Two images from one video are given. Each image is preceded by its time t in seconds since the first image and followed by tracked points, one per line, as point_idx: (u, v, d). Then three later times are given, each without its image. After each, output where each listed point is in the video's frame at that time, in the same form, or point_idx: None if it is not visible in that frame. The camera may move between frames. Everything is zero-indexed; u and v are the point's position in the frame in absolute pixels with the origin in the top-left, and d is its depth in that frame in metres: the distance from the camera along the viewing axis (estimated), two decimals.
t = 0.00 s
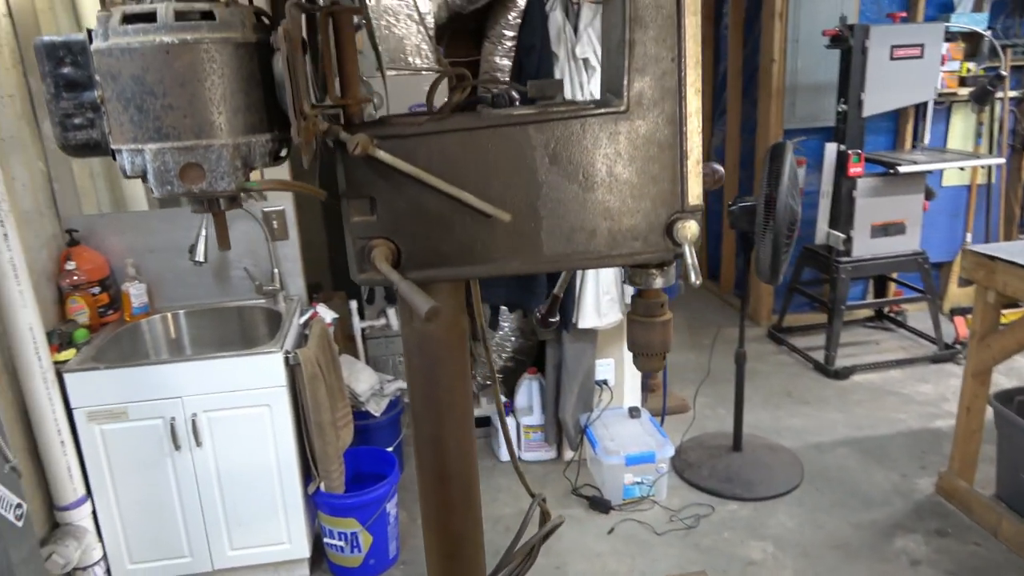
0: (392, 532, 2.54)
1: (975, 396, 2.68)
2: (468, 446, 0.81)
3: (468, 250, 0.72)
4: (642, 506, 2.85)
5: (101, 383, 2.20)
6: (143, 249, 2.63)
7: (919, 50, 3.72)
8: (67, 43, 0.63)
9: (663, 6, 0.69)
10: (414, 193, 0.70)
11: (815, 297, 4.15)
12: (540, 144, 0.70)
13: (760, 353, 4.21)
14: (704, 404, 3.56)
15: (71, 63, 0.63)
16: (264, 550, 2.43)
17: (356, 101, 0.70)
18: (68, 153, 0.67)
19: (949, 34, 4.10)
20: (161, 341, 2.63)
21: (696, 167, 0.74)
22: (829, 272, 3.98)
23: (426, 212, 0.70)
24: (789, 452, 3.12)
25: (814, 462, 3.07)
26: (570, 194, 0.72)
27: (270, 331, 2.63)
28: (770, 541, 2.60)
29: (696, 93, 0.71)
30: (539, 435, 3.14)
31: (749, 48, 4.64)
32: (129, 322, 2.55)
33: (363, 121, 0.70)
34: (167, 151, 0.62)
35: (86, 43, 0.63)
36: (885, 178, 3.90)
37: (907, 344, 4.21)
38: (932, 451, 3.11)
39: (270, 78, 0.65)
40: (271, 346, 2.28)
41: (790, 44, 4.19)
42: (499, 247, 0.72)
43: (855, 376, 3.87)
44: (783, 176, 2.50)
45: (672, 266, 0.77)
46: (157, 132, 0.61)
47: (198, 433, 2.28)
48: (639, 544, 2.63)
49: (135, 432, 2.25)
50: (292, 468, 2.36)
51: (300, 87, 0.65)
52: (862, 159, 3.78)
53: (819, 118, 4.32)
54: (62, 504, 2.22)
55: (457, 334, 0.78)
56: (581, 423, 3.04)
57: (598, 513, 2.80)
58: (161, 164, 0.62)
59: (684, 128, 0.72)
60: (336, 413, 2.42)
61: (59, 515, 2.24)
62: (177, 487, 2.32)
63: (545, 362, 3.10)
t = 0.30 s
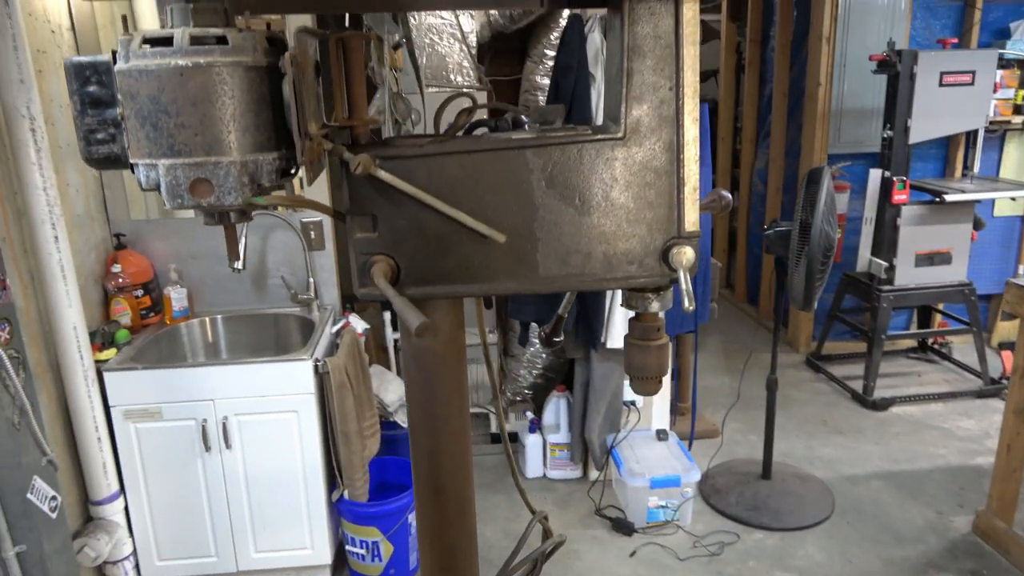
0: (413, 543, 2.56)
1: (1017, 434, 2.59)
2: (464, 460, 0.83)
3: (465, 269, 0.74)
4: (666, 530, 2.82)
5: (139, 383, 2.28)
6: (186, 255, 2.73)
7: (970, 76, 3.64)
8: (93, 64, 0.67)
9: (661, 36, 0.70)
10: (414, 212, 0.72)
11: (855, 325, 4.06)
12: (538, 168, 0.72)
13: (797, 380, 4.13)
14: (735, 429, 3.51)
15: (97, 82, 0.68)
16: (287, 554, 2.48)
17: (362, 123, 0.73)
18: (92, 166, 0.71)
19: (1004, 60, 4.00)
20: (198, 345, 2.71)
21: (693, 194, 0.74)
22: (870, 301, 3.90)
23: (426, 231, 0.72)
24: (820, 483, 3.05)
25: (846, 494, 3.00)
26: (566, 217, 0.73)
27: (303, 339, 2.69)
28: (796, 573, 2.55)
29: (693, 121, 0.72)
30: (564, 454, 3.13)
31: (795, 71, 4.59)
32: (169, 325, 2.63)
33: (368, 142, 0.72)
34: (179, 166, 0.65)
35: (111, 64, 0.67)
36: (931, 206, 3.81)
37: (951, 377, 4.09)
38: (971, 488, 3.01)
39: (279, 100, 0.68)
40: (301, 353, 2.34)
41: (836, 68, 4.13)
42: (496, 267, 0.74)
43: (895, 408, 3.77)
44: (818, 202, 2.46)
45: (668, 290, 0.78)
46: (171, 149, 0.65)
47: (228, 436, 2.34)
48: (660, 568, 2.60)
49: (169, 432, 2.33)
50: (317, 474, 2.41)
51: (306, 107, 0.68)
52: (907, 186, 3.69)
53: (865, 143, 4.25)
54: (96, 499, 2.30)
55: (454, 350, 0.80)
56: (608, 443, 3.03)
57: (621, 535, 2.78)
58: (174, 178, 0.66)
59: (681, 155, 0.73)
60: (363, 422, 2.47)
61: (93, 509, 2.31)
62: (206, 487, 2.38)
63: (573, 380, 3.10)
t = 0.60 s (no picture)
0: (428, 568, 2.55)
1: None
2: (458, 488, 0.82)
3: (459, 297, 0.74)
4: (687, 564, 2.75)
5: (162, 398, 2.32)
6: (214, 273, 2.78)
7: (1008, 106, 3.57)
8: (104, 91, 0.69)
9: (658, 69, 0.70)
10: (411, 239, 0.73)
11: (888, 358, 3.96)
12: (533, 198, 0.72)
13: (827, 414, 4.05)
14: (761, 462, 3.44)
15: (106, 109, 0.70)
16: (303, 574, 2.49)
17: (363, 150, 0.74)
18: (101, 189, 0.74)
19: None
20: (224, 363, 2.75)
21: (690, 226, 0.74)
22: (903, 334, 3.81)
23: (421, 258, 0.73)
24: (847, 520, 2.97)
25: (874, 532, 2.91)
26: (561, 247, 0.73)
27: (326, 359, 2.71)
28: None
29: (691, 153, 0.72)
30: (584, 482, 3.11)
31: (828, 100, 4.53)
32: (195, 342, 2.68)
33: (368, 169, 0.74)
34: (179, 192, 0.67)
35: (120, 92, 0.69)
36: (967, 238, 3.72)
37: (988, 414, 3.96)
38: (1006, 531, 2.90)
39: (279, 127, 0.70)
40: (321, 374, 2.36)
41: (870, 96, 4.07)
42: (490, 295, 0.74)
43: (928, 445, 3.67)
44: (846, 232, 2.43)
45: (666, 322, 0.78)
46: (172, 175, 0.66)
47: (248, 453, 2.36)
48: None
49: (190, 447, 2.36)
50: (334, 495, 2.42)
51: (305, 136, 0.69)
52: (942, 217, 3.63)
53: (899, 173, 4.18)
54: (117, 512, 2.34)
55: (450, 378, 0.80)
56: (628, 473, 2.99)
57: (640, 567, 2.73)
58: (174, 203, 0.67)
59: (678, 186, 0.73)
60: (382, 444, 2.47)
61: (114, 522, 2.35)
62: (224, 504, 2.41)
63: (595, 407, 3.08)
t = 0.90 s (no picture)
0: None
1: None
2: (438, 550, 0.80)
3: (441, 355, 0.74)
4: None
5: (174, 441, 2.32)
6: (231, 317, 2.82)
7: None
8: (97, 148, 0.71)
9: (640, 132, 0.71)
10: (392, 297, 0.73)
11: (915, 416, 3.85)
12: (515, 258, 0.72)
13: (852, 472, 3.93)
14: (782, 521, 3.34)
15: (99, 165, 0.71)
16: None
17: (350, 209, 0.77)
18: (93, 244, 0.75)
19: None
20: (238, 406, 2.76)
21: (674, 288, 0.73)
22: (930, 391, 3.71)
23: (403, 317, 0.73)
24: None
25: None
26: (542, 308, 0.73)
27: (339, 405, 2.71)
28: None
29: (674, 214, 0.72)
30: (598, 537, 3.06)
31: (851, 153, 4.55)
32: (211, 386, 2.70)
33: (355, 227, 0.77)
34: (163, 248, 0.68)
35: (113, 149, 0.71)
36: (995, 293, 3.64)
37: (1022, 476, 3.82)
38: None
39: (265, 186, 0.71)
40: (332, 421, 2.36)
41: (893, 149, 4.05)
42: (471, 355, 0.73)
43: (957, 507, 3.53)
44: (864, 286, 2.40)
45: (650, 384, 0.77)
46: (157, 231, 0.68)
47: (257, 499, 2.35)
48: None
49: (199, 492, 2.36)
50: (341, 544, 2.39)
51: (290, 195, 0.70)
52: (968, 272, 3.58)
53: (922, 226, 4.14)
54: (125, 556, 2.33)
55: (432, 437, 0.79)
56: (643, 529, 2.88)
57: None
58: (158, 259, 0.68)
59: (662, 248, 0.72)
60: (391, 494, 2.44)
61: (121, 566, 2.35)
62: (232, 551, 2.39)
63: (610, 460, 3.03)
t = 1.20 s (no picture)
0: None
1: None
2: None
3: (417, 411, 0.72)
4: None
5: (190, 474, 2.32)
6: (252, 350, 2.85)
7: None
8: (81, 198, 0.72)
9: (622, 185, 0.69)
10: (368, 350, 0.72)
11: (953, 465, 3.71)
12: (492, 312, 0.71)
13: (886, 522, 3.78)
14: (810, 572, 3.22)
15: (83, 215, 0.72)
16: None
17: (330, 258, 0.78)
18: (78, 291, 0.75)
19: None
20: (256, 440, 2.77)
21: (657, 345, 0.71)
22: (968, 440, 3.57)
23: (379, 370, 0.72)
24: None
25: None
26: (520, 363, 0.71)
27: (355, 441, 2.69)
28: None
29: (656, 269, 0.70)
30: None
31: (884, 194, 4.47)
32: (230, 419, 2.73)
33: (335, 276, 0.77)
34: (139, 297, 0.68)
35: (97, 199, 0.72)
36: None
37: None
38: None
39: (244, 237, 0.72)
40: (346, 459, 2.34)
41: (927, 190, 3.97)
42: (447, 411, 0.72)
43: (997, 563, 3.37)
44: (892, 331, 2.33)
45: (634, 444, 0.74)
46: (133, 281, 0.68)
47: (269, 535, 2.35)
48: None
49: (213, 526, 2.36)
50: None
51: (267, 246, 0.70)
52: (1006, 317, 3.43)
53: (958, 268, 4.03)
54: None
55: (410, 491, 0.77)
56: None
57: None
58: (134, 308, 0.68)
59: (644, 304, 0.70)
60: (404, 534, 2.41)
61: None
62: None
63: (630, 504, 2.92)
